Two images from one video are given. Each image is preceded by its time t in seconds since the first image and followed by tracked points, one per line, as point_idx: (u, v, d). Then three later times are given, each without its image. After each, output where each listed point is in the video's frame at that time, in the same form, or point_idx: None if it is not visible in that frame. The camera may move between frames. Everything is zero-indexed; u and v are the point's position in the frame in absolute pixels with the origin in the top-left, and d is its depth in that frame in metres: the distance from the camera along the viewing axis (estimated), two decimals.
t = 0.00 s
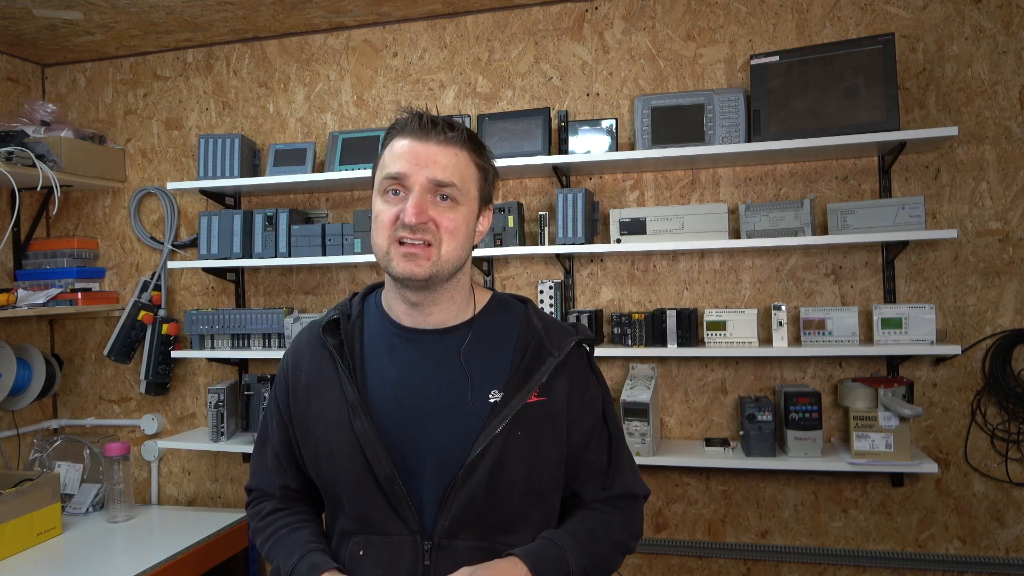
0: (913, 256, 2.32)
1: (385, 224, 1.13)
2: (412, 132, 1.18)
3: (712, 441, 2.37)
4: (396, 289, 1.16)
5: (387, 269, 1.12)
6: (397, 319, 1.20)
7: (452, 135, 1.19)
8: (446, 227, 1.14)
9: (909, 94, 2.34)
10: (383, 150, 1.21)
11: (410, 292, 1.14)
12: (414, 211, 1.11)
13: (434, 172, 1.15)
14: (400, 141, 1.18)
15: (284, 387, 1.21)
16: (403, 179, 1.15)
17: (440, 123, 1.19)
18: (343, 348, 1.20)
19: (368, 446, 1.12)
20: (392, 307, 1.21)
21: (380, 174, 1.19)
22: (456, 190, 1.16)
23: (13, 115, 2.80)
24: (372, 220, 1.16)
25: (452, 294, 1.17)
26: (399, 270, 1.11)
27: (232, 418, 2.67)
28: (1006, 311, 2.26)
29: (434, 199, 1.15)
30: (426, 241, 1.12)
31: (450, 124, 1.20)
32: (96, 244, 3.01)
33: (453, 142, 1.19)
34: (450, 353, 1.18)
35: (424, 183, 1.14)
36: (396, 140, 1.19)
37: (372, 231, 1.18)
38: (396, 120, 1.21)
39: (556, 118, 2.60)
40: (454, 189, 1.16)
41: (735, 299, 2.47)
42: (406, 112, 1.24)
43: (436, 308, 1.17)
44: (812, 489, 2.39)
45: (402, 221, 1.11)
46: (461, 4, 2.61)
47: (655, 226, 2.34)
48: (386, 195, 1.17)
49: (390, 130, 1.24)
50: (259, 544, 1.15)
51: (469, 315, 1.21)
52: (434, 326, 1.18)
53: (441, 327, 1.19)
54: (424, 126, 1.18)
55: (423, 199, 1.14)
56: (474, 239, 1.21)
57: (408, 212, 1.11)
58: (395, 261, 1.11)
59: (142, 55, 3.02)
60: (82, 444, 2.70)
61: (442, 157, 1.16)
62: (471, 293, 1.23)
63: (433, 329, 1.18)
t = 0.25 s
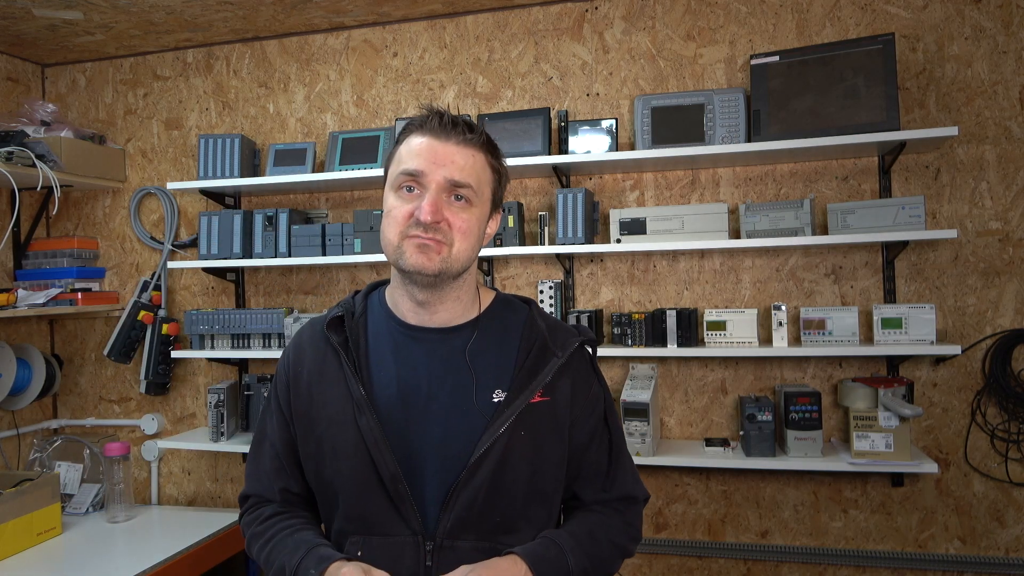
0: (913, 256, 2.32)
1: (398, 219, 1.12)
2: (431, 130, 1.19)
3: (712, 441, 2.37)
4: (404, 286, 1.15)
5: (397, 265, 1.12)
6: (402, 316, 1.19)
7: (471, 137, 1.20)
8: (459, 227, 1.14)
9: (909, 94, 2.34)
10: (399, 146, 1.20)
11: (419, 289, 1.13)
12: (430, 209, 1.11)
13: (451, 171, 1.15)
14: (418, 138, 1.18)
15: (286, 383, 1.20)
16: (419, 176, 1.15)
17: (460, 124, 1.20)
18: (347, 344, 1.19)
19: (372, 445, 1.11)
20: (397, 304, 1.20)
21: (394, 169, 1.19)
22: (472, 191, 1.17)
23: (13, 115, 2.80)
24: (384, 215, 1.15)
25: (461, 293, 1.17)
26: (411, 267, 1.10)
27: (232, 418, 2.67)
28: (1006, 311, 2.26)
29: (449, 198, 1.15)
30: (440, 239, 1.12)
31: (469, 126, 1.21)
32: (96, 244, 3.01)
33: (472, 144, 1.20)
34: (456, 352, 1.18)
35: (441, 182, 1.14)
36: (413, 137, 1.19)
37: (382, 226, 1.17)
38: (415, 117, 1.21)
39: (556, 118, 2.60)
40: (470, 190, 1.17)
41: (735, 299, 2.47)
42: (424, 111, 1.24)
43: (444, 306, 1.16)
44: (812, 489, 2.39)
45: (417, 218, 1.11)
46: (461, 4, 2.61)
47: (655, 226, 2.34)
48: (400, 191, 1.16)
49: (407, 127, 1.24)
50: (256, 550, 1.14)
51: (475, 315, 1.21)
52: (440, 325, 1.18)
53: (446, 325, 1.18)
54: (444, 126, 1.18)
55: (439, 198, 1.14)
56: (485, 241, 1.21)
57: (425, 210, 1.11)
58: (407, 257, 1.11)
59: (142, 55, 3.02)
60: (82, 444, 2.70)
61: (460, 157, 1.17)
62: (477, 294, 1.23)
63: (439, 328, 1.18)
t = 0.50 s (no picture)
0: (913, 256, 2.32)
1: (402, 219, 1.13)
2: (437, 132, 1.20)
3: (712, 441, 2.37)
4: (405, 285, 1.15)
5: (399, 264, 1.12)
6: (401, 314, 1.19)
7: (477, 141, 1.21)
8: (462, 229, 1.15)
9: (909, 94, 2.34)
10: (405, 146, 1.21)
11: (420, 289, 1.14)
12: (435, 210, 1.12)
13: (457, 174, 1.17)
14: (424, 139, 1.19)
15: (281, 378, 1.17)
16: (425, 177, 1.16)
17: (467, 127, 1.21)
18: (346, 341, 1.18)
19: (372, 442, 1.11)
20: (396, 303, 1.20)
21: (399, 169, 1.20)
22: (476, 194, 1.18)
23: (13, 116, 2.80)
24: (388, 214, 1.16)
25: (461, 294, 1.18)
26: (413, 266, 1.11)
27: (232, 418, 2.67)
28: (1006, 311, 2.26)
29: (454, 200, 1.16)
30: (443, 241, 1.12)
31: (475, 130, 1.23)
32: (96, 244, 3.01)
33: (478, 147, 1.21)
34: (456, 351, 1.18)
35: (446, 184, 1.16)
36: (420, 138, 1.20)
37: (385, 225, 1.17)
38: (422, 119, 1.22)
39: (556, 118, 2.60)
40: (474, 193, 1.18)
41: (735, 299, 2.47)
42: (432, 113, 1.25)
43: (444, 307, 1.16)
44: (812, 489, 2.39)
45: (421, 219, 1.12)
46: (461, 4, 2.61)
47: (655, 226, 2.34)
48: (405, 191, 1.17)
49: (413, 128, 1.25)
50: (229, 540, 1.06)
51: (474, 316, 1.22)
52: (439, 325, 1.18)
53: (445, 325, 1.18)
54: (451, 128, 1.20)
55: (444, 199, 1.15)
56: (486, 243, 1.22)
57: (429, 211, 1.12)
58: (410, 257, 1.11)
59: (142, 55, 3.02)
60: (83, 444, 2.71)
61: (466, 160, 1.18)
62: (476, 296, 1.23)
63: (438, 327, 1.18)
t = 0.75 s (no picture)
0: (913, 256, 2.32)
1: (397, 221, 1.13)
2: (431, 133, 1.19)
3: (712, 441, 2.37)
4: (399, 286, 1.15)
5: (394, 267, 1.12)
6: (395, 314, 1.18)
7: (470, 142, 1.21)
8: (456, 231, 1.15)
9: (909, 94, 2.34)
10: (399, 147, 1.21)
11: (414, 291, 1.13)
12: (430, 213, 1.12)
13: (451, 175, 1.16)
14: (418, 140, 1.19)
15: (274, 373, 1.16)
16: (420, 179, 1.16)
17: (460, 128, 1.21)
18: (343, 339, 1.18)
19: (368, 439, 1.10)
20: (391, 303, 1.19)
21: (393, 171, 1.19)
22: (469, 195, 1.18)
23: (13, 115, 2.80)
24: (382, 216, 1.16)
25: (455, 296, 1.17)
26: (408, 269, 1.11)
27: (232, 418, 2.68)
28: (1006, 311, 2.26)
29: (447, 201, 1.16)
30: (437, 243, 1.12)
31: (469, 130, 1.22)
32: (96, 244, 3.01)
33: (472, 148, 1.21)
34: (451, 349, 1.17)
35: (440, 185, 1.16)
36: (414, 139, 1.20)
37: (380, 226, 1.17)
38: (415, 119, 1.22)
39: (556, 118, 2.60)
40: (467, 194, 1.18)
41: (735, 299, 2.47)
42: (425, 113, 1.25)
43: (438, 308, 1.16)
44: (812, 489, 2.39)
45: (416, 220, 1.12)
46: (461, 4, 2.61)
47: (655, 226, 2.34)
48: (399, 193, 1.17)
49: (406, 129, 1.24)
50: (219, 513, 1.05)
51: (467, 317, 1.21)
52: (433, 326, 1.17)
53: (439, 325, 1.18)
54: (445, 129, 1.19)
55: (437, 201, 1.15)
56: (479, 244, 1.22)
57: (424, 212, 1.12)
58: (404, 259, 1.11)
59: (142, 55, 3.02)
60: (82, 444, 2.70)
61: (459, 161, 1.18)
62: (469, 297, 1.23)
63: (432, 327, 1.17)
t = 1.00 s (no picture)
0: (913, 256, 2.32)
1: (383, 224, 1.19)
2: (408, 138, 1.25)
3: (712, 441, 2.37)
4: (386, 286, 1.20)
5: (382, 267, 1.17)
6: (382, 313, 1.22)
7: (446, 144, 1.27)
8: (441, 229, 1.20)
9: (909, 94, 2.34)
10: (377, 155, 1.27)
11: (402, 290, 1.18)
12: (413, 213, 1.18)
13: (431, 177, 1.22)
14: (396, 146, 1.25)
15: (262, 376, 1.20)
16: (401, 182, 1.22)
17: (436, 131, 1.27)
18: (328, 338, 1.21)
19: (356, 433, 1.13)
20: (377, 303, 1.23)
21: (374, 177, 1.25)
22: (450, 195, 1.24)
23: (13, 116, 2.80)
24: (368, 221, 1.22)
25: (442, 292, 1.22)
26: (396, 269, 1.16)
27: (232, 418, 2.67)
28: (1006, 311, 2.26)
29: (429, 202, 1.22)
30: (423, 241, 1.17)
31: (444, 133, 1.28)
32: (96, 244, 3.01)
33: (448, 149, 1.27)
34: (435, 345, 1.21)
35: (421, 187, 1.21)
36: (392, 145, 1.25)
37: (365, 231, 1.22)
38: (392, 127, 1.28)
39: (556, 118, 2.60)
40: (447, 194, 1.24)
41: (735, 299, 2.47)
42: (400, 121, 1.31)
43: (425, 305, 1.21)
44: (812, 489, 2.39)
45: (401, 222, 1.17)
46: (461, 4, 2.61)
47: (655, 226, 2.34)
48: (382, 198, 1.23)
49: (383, 137, 1.31)
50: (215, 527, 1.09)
51: (452, 313, 1.25)
52: (420, 322, 1.21)
53: (425, 321, 1.22)
54: (421, 134, 1.25)
55: (420, 202, 1.20)
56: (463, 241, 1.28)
57: (408, 214, 1.17)
58: (393, 259, 1.16)
59: (142, 55, 3.02)
60: (83, 444, 2.70)
61: (438, 162, 1.24)
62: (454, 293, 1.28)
63: (419, 323, 1.21)
